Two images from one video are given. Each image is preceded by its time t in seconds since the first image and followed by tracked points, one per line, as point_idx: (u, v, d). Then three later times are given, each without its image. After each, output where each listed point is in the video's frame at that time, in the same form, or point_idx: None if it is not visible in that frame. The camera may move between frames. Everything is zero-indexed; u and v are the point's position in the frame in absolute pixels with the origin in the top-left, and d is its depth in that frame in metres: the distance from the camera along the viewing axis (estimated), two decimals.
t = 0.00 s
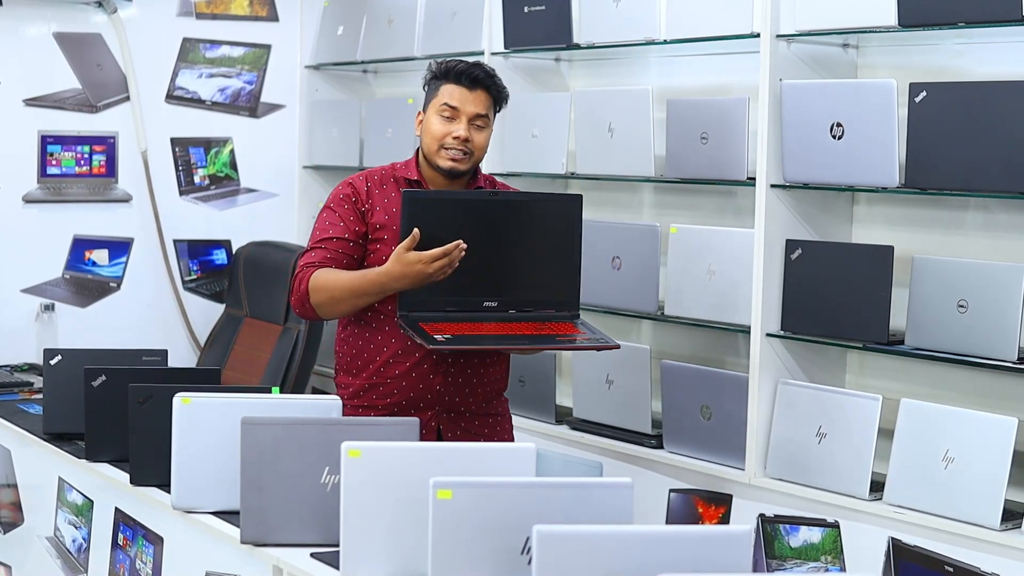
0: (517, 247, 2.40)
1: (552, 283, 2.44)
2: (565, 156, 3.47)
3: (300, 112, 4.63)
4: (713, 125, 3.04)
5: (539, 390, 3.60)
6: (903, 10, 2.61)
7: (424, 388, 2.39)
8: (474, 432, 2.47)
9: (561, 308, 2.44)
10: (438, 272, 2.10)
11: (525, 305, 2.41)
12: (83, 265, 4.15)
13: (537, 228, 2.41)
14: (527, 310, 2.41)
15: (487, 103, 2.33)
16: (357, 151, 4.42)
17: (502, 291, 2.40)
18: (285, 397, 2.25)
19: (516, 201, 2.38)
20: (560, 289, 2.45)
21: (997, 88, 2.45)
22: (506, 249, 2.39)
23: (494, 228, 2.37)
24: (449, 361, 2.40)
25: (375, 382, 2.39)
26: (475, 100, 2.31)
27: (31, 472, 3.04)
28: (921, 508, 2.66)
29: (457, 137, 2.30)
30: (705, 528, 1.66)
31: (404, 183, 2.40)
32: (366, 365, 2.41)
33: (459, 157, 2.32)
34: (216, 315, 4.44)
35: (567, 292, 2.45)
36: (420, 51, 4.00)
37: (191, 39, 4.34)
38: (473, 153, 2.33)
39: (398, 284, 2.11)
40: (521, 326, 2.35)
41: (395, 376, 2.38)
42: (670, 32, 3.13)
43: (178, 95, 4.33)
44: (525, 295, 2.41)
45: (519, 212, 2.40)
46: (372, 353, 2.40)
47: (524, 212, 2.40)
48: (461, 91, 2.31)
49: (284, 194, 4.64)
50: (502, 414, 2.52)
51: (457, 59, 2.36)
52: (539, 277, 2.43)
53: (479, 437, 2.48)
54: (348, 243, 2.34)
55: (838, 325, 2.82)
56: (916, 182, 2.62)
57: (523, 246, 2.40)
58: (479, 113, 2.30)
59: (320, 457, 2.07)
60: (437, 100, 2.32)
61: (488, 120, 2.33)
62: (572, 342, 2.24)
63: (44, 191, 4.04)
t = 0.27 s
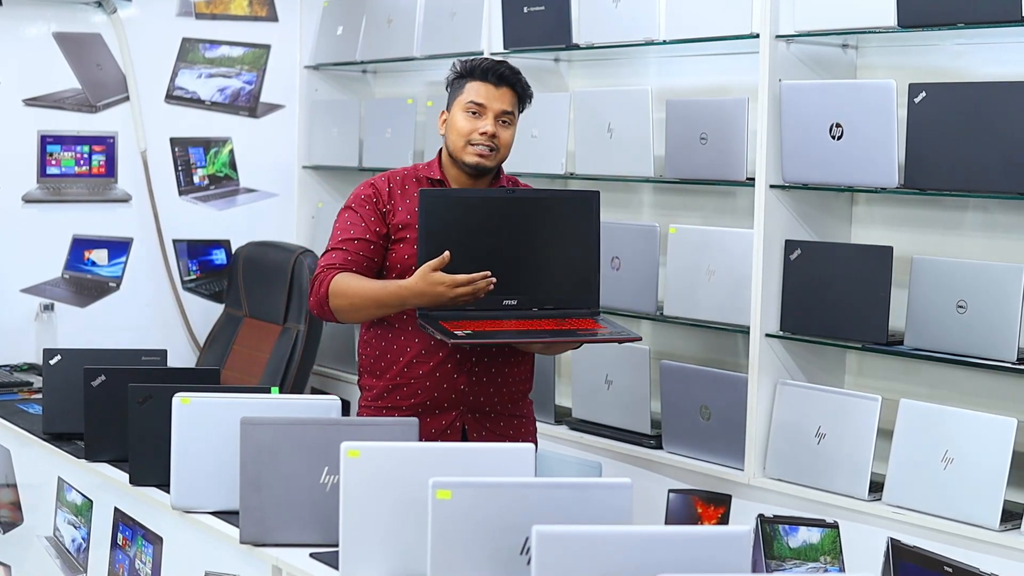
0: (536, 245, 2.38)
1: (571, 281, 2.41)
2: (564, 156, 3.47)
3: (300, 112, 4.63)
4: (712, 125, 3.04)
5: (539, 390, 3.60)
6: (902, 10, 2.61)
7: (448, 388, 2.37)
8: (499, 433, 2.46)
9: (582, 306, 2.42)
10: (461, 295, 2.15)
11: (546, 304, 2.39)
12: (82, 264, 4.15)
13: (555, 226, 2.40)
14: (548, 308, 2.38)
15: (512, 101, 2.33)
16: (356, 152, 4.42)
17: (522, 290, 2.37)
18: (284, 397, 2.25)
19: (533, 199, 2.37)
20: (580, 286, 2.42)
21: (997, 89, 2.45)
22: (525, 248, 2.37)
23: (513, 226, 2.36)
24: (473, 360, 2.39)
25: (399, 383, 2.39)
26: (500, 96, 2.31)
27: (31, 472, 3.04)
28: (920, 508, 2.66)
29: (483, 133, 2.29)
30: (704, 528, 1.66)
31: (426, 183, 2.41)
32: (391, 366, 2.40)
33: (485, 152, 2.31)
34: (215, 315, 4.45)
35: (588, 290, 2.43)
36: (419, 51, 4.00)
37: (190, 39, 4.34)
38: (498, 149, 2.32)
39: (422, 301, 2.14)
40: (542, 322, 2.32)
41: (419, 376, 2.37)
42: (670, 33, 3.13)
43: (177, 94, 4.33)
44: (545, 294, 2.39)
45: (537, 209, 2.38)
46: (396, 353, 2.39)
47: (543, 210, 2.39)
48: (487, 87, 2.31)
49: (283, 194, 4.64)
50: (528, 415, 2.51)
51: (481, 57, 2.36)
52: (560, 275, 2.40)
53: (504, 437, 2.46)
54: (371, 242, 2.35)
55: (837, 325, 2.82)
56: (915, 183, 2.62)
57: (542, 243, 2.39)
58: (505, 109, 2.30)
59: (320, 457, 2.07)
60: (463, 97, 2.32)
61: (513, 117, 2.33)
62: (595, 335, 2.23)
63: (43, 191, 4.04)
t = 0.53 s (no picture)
0: (554, 245, 2.35)
1: (590, 280, 2.38)
2: (563, 156, 3.47)
3: (299, 111, 4.63)
4: (711, 125, 3.04)
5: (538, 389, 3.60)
6: (901, 10, 2.61)
7: (462, 388, 2.34)
8: (515, 437, 2.40)
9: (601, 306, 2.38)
10: (469, 299, 2.15)
11: (564, 304, 2.36)
12: (81, 264, 4.15)
13: (573, 224, 2.37)
14: (565, 309, 2.35)
15: (531, 101, 2.30)
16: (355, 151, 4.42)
17: (540, 290, 2.34)
18: (283, 397, 2.25)
19: (550, 198, 2.35)
20: (600, 286, 2.39)
21: (996, 88, 2.45)
22: (543, 247, 2.35)
23: (531, 225, 2.33)
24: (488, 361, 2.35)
25: (415, 382, 2.36)
26: (517, 97, 2.29)
27: (30, 472, 3.04)
28: (920, 508, 2.66)
29: (500, 135, 2.27)
30: (704, 527, 1.66)
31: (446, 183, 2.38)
32: (407, 366, 2.37)
33: (503, 154, 2.29)
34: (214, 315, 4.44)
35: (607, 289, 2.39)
36: (418, 51, 4.00)
37: (189, 39, 4.34)
38: (516, 151, 2.30)
39: (431, 305, 2.14)
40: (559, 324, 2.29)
41: (434, 376, 2.34)
42: (668, 32, 3.13)
43: (176, 94, 4.33)
44: (563, 294, 2.36)
45: (555, 209, 2.35)
46: (412, 353, 2.36)
47: (562, 210, 2.36)
48: (505, 88, 2.28)
49: (282, 193, 4.64)
50: (546, 420, 2.45)
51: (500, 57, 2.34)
52: (578, 275, 2.37)
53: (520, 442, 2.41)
54: (388, 243, 2.34)
55: (836, 325, 2.82)
56: (914, 182, 2.62)
57: (559, 244, 2.36)
58: (523, 110, 2.28)
59: (320, 456, 2.07)
60: (480, 99, 2.30)
61: (531, 117, 2.30)
62: (612, 337, 2.20)
63: (42, 190, 4.04)
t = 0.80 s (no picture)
0: (567, 246, 2.33)
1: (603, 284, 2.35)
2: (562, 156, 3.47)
3: (298, 111, 4.63)
4: (711, 125, 3.04)
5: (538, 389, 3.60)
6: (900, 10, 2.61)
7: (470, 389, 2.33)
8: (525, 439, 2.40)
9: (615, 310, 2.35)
10: (475, 301, 2.15)
11: (576, 307, 2.33)
12: (80, 264, 4.15)
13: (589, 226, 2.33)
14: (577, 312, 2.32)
15: (543, 102, 2.29)
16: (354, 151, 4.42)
17: (552, 292, 2.32)
18: (283, 397, 2.25)
19: (565, 199, 2.31)
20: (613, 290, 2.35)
21: (995, 88, 2.45)
22: (556, 248, 2.32)
23: (543, 226, 2.30)
24: (497, 362, 2.35)
25: (426, 382, 2.36)
26: (529, 98, 2.27)
27: (29, 471, 3.04)
28: (919, 508, 2.66)
29: (512, 138, 2.26)
30: (703, 527, 1.66)
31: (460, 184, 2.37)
32: (418, 366, 2.37)
33: (515, 157, 2.29)
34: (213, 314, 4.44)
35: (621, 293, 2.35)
36: (417, 50, 4.00)
37: (188, 39, 4.34)
38: (529, 152, 2.29)
39: (436, 305, 2.15)
40: (569, 326, 2.27)
41: (444, 376, 2.34)
42: (667, 32, 3.13)
43: (175, 94, 4.33)
44: (576, 296, 2.34)
45: (570, 210, 2.32)
46: (423, 352, 2.36)
47: (577, 211, 2.32)
48: (515, 90, 2.27)
49: (281, 193, 4.64)
50: (556, 423, 2.44)
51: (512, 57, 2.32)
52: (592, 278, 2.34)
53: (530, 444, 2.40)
54: (400, 242, 2.34)
55: (836, 325, 2.82)
56: (914, 182, 2.62)
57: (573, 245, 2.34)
58: (534, 112, 2.26)
59: (319, 456, 2.07)
60: (493, 102, 2.29)
61: (544, 118, 2.29)
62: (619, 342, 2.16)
63: (42, 190, 4.04)
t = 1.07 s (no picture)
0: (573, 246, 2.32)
1: (610, 284, 2.34)
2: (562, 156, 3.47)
3: (298, 111, 4.63)
4: (710, 125, 3.04)
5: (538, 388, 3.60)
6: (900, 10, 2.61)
7: (476, 390, 2.33)
8: (531, 440, 2.39)
9: (622, 311, 2.33)
10: (469, 266, 2.14)
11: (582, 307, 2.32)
12: (80, 264, 4.15)
13: (594, 226, 2.32)
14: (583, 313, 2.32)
15: (546, 101, 2.28)
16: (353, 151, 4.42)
17: (557, 292, 2.32)
18: (282, 396, 2.25)
19: (571, 199, 2.30)
20: (620, 290, 2.34)
21: (994, 88, 2.45)
22: (562, 248, 2.31)
23: (549, 226, 2.29)
24: (504, 363, 2.34)
25: (432, 382, 2.36)
26: (533, 98, 2.27)
27: (29, 471, 3.04)
28: (919, 507, 2.66)
29: (515, 138, 2.26)
30: (703, 528, 1.66)
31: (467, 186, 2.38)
32: (426, 366, 2.37)
33: (519, 156, 2.29)
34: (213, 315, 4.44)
35: (628, 294, 2.34)
36: (417, 51, 4.00)
37: (188, 39, 4.34)
38: (534, 152, 2.29)
39: (430, 269, 2.13)
40: (574, 327, 2.26)
41: (450, 376, 2.34)
42: (667, 32, 3.14)
43: (175, 94, 4.32)
44: (582, 297, 2.33)
45: (576, 210, 2.31)
46: (431, 352, 2.36)
47: (583, 211, 2.32)
48: (519, 90, 2.27)
49: (281, 193, 4.64)
50: (563, 424, 2.44)
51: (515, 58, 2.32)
52: (599, 278, 2.33)
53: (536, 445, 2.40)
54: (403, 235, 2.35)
55: (835, 325, 2.82)
56: (913, 182, 2.62)
57: (579, 246, 2.33)
58: (537, 111, 2.26)
59: (319, 456, 2.07)
60: (496, 103, 2.29)
61: (548, 118, 2.29)
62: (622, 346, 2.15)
63: (42, 190, 4.04)
